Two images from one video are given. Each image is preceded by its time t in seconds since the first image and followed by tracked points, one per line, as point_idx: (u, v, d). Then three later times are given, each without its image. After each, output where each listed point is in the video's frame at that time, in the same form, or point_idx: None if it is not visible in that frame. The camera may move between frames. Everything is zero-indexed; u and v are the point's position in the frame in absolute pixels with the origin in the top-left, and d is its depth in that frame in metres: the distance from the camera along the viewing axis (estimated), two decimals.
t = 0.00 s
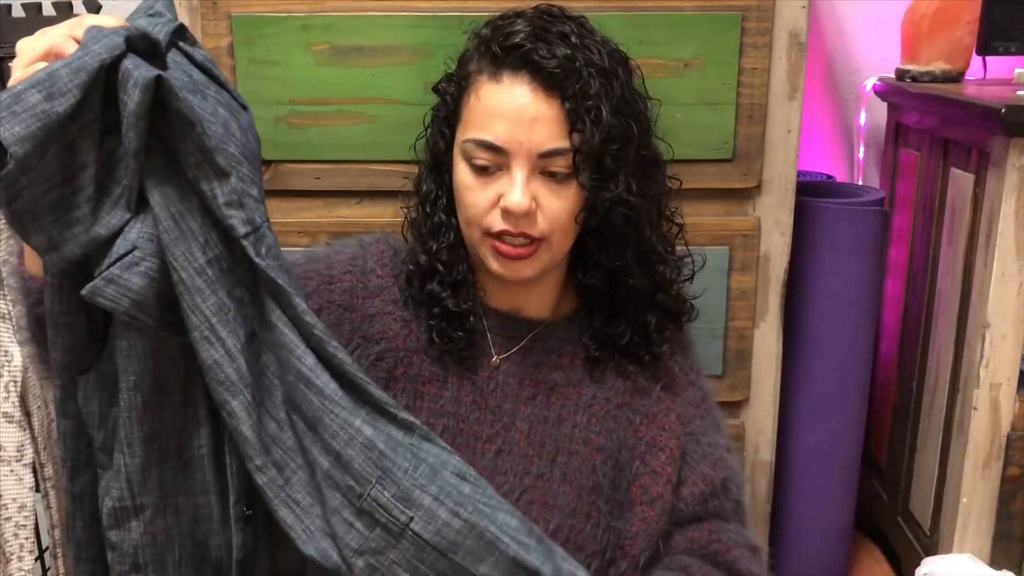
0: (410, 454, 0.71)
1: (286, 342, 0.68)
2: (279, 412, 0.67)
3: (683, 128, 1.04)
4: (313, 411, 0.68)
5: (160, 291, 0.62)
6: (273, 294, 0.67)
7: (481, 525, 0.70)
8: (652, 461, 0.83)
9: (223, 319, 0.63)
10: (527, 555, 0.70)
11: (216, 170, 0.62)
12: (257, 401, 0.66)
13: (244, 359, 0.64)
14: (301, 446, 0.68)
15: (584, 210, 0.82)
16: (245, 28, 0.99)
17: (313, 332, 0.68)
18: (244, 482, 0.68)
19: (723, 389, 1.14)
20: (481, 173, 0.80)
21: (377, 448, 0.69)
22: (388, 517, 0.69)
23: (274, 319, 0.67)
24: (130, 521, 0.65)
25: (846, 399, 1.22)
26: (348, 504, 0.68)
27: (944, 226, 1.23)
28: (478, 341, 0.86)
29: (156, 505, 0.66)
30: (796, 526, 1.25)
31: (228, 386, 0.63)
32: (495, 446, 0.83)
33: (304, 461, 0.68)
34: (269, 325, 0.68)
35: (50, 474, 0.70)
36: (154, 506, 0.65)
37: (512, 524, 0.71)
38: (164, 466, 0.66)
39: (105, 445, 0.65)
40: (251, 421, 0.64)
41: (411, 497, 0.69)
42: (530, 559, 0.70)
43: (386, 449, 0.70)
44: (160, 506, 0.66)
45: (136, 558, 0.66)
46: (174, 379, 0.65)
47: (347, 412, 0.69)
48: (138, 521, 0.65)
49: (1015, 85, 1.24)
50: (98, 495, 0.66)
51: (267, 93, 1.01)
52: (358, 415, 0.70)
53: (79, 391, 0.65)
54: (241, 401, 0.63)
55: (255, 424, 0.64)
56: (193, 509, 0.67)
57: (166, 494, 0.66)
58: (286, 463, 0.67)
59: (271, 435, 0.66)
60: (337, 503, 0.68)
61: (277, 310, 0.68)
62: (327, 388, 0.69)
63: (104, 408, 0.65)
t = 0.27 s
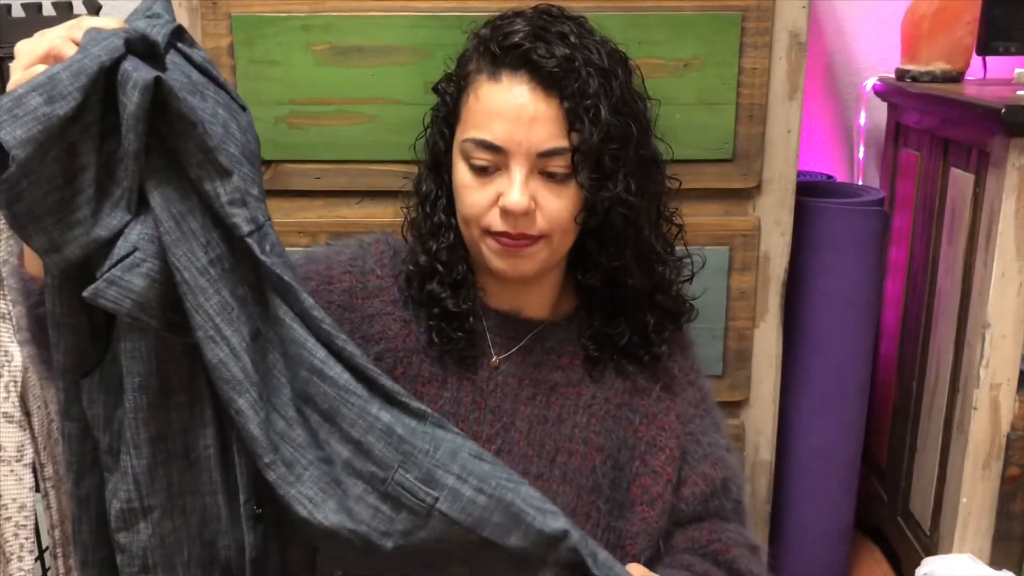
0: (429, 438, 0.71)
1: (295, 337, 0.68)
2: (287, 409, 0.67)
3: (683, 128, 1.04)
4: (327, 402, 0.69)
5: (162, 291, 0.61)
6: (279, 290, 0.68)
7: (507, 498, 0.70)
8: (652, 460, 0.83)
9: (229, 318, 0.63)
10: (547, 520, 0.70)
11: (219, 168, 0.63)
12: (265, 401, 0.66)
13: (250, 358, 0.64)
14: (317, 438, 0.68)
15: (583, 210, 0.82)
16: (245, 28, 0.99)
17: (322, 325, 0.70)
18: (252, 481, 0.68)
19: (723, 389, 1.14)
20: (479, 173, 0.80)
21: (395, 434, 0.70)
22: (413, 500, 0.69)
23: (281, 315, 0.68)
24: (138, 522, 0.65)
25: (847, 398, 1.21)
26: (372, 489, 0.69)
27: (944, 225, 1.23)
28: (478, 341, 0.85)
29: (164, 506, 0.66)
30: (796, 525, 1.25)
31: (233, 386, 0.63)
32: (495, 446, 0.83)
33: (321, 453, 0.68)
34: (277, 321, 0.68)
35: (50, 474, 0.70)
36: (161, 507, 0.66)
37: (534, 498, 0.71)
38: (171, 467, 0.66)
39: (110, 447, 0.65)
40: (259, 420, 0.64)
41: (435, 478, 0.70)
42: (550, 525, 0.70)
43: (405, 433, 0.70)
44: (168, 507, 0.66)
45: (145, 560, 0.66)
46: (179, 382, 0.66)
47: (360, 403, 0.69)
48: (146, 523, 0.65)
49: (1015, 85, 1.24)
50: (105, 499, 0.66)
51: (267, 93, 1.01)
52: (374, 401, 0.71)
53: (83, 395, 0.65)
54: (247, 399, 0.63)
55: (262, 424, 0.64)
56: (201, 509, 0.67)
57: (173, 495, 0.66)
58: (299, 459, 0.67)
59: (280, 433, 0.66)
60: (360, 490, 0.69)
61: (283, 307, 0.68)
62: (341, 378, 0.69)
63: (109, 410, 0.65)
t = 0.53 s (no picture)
0: (453, 435, 0.71)
1: (319, 335, 0.69)
2: (304, 410, 0.67)
3: (683, 128, 1.04)
4: (349, 402, 0.69)
5: (166, 297, 0.61)
6: (295, 290, 0.68)
7: (527, 503, 0.71)
8: (652, 460, 0.83)
9: (239, 322, 0.63)
10: (573, 533, 0.71)
11: (228, 171, 0.62)
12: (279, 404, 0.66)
13: (258, 361, 0.64)
14: (338, 437, 0.68)
15: (583, 210, 0.82)
16: (245, 29, 0.99)
17: (341, 325, 0.70)
18: (266, 483, 0.68)
19: (723, 389, 1.14)
20: (480, 174, 0.80)
21: (420, 431, 0.70)
22: (434, 499, 0.69)
23: (301, 315, 0.68)
24: (139, 527, 0.65)
25: (846, 399, 1.21)
26: (393, 489, 0.69)
27: (944, 225, 1.23)
28: (478, 342, 0.86)
29: (165, 511, 0.66)
30: (796, 526, 1.25)
31: (237, 389, 0.63)
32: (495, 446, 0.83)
33: (343, 453, 0.68)
34: (298, 321, 0.68)
35: (50, 474, 0.70)
36: (163, 512, 0.66)
37: (554, 502, 0.72)
38: (172, 471, 0.66)
39: (112, 453, 0.65)
40: (273, 420, 0.65)
41: (456, 478, 0.70)
42: (575, 537, 0.71)
43: (428, 432, 0.70)
44: (169, 511, 0.66)
45: (148, 563, 0.66)
46: (179, 388, 0.66)
47: (381, 402, 0.69)
48: (148, 527, 0.65)
49: (1015, 85, 1.24)
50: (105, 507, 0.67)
51: (267, 93, 1.01)
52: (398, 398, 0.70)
53: (84, 400, 0.65)
54: (258, 400, 0.64)
55: (274, 424, 0.65)
56: (204, 514, 0.67)
57: (175, 500, 0.66)
58: (316, 461, 0.66)
59: (295, 436, 0.66)
60: (382, 490, 0.68)
61: (302, 306, 0.69)
62: (365, 376, 0.69)
63: (109, 416, 0.65)
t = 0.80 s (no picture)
0: (452, 433, 0.71)
1: (317, 337, 0.68)
2: (297, 412, 0.68)
3: (682, 128, 1.04)
4: (347, 401, 0.69)
5: (162, 298, 0.62)
6: (291, 290, 0.68)
7: (526, 499, 0.70)
8: (652, 460, 0.83)
9: (234, 323, 0.63)
10: (572, 530, 0.71)
11: (225, 172, 0.63)
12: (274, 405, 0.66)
13: (252, 363, 0.64)
14: (335, 436, 0.68)
15: (582, 211, 0.82)
16: (245, 28, 0.99)
17: (336, 326, 0.69)
18: (260, 486, 0.68)
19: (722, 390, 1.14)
20: (480, 174, 0.79)
21: (419, 429, 0.69)
22: (434, 496, 0.69)
23: (299, 316, 0.68)
24: (134, 529, 0.65)
25: (846, 400, 1.21)
26: (393, 486, 0.69)
27: (944, 225, 1.23)
28: (478, 341, 0.86)
29: (160, 512, 0.66)
30: (796, 526, 1.25)
31: (236, 391, 0.63)
32: (495, 446, 0.83)
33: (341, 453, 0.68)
34: (296, 322, 0.68)
35: (49, 474, 0.70)
36: (157, 513, 0.66)
37: (553, 500, 0.72)
38: (167, 472, 0.66)
39: (107, 454, 0.65)
40: (269, 422, 0.65)
41: (456, 474, 0.70)
42: (575, 534, 0.71)
43: (427, 430, 0.69)
44: (164, 513, 0.66)
45: (143, 566, 0.66)
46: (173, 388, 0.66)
47: (378, 403, 0.69)
48: (143, 529, 0.65)
49: (1015, 85, 1.24)
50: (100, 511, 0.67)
51: (267, 93, 1.01)
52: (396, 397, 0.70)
53: (80, 401, 0.65)
54: (251, 402, 0.63)
55: (270, 425, 0.65)
56: (199, 516, 0.67)
57: (170, 500, 0.66)
58: (314, 461, 0.67)
59: (291, 437, 0.66)
60: (383, 487, 0.69)
61: (299, 307, 0.68)
62: (363, 375, 0.69)
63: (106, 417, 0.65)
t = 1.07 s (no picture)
0: (455, 434, 0.71)
1: (320, 339, 0.68)
2: (300, 415, 0.68)
3: (682, 128, 1.04)
4: (350, 403, 0.69)
5: (162, 301, 0.62)
6: (293, 293, 0.68)
7: (530, 499, 0.71)
8: (652, 460, 0.83)
9: (233, 326, 0.63)
10: (576, 530, 0.71)
11: (226, 175, 0.63)
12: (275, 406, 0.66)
13: (253, 365, 0.64)
14: (337, 438, 0.68)
15: (581, 211, 0.82)
16: (245, 29, 0.99)
17: (338, 328, 0.69)
18: (264, 488, 0.69)
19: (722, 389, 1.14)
20: (480, 174, 0.79)
21: (422, 430, 0.69)
22: (437, 498, 0.69)
23: (301, 319, 0.68)
24: (137, 531, 0.65)
25: (845, 400, 1.21)
26: (396, 489, 0.69)
27: (944, 224, 1.23)
28: (477, 341, 0.86)
29: (163, 514, 0.66)
30: (796, 526, 1.26)
31: (237, 394, 0.63)
32: (495, 446, 0.83)
33: (345, 455, 0.68)
34: (297, 325, 0.68)
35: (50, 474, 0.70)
36: (161, 515, 0.66)
37: (556, 500, 0.72)
38: (169, 475, 0.66)
39: (108, 457, 0.65)
40: (270, 424, 0.65)
41: (459, 476, 0.70)
42: (578, 533, 0.71)
43: (429, 432, 0.70)
44: (167, 515, 0.66)
45: (146, 568, 0.66)
46: (176, 392, 0.66)
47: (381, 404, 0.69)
48: (145, 531, 0.65)
49: (1015, 85, 1.24)
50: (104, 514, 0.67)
51: (267, 93, 1.01)
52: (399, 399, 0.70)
53: (80, 405, 0.65)
54: (252, 404, 0.64)
55: (272, 427, 0.65)
56: (202, 518, 0.67)
57: (173, 503, 0.66)
58: (315, 464, 0.67)
59: (292, 439, 0.66)
60: (386, 489, 0.69)
61: (301, 310, 0.68)
62: (366, 377, 0.69)
63: (107, 419, 0.65)
